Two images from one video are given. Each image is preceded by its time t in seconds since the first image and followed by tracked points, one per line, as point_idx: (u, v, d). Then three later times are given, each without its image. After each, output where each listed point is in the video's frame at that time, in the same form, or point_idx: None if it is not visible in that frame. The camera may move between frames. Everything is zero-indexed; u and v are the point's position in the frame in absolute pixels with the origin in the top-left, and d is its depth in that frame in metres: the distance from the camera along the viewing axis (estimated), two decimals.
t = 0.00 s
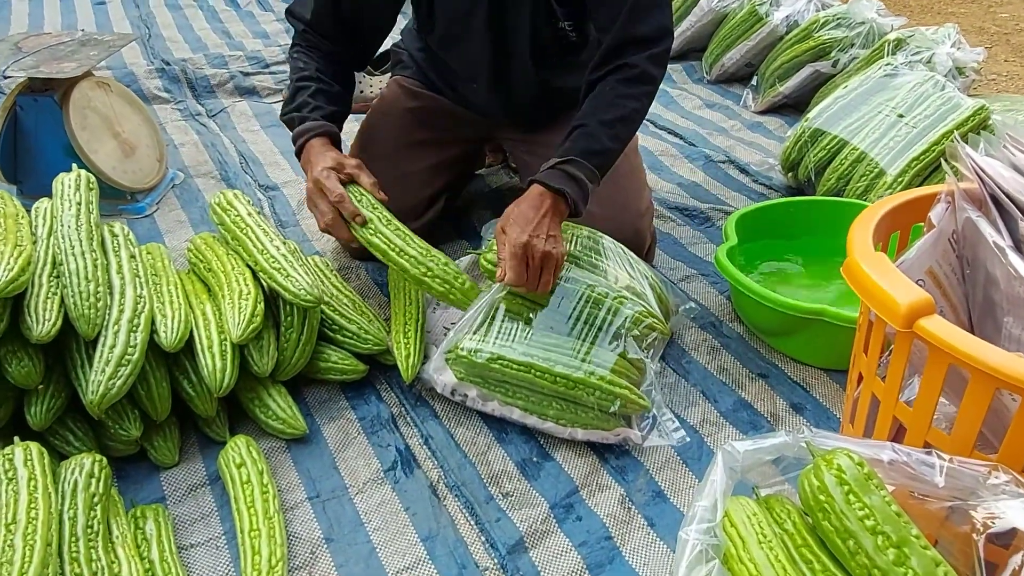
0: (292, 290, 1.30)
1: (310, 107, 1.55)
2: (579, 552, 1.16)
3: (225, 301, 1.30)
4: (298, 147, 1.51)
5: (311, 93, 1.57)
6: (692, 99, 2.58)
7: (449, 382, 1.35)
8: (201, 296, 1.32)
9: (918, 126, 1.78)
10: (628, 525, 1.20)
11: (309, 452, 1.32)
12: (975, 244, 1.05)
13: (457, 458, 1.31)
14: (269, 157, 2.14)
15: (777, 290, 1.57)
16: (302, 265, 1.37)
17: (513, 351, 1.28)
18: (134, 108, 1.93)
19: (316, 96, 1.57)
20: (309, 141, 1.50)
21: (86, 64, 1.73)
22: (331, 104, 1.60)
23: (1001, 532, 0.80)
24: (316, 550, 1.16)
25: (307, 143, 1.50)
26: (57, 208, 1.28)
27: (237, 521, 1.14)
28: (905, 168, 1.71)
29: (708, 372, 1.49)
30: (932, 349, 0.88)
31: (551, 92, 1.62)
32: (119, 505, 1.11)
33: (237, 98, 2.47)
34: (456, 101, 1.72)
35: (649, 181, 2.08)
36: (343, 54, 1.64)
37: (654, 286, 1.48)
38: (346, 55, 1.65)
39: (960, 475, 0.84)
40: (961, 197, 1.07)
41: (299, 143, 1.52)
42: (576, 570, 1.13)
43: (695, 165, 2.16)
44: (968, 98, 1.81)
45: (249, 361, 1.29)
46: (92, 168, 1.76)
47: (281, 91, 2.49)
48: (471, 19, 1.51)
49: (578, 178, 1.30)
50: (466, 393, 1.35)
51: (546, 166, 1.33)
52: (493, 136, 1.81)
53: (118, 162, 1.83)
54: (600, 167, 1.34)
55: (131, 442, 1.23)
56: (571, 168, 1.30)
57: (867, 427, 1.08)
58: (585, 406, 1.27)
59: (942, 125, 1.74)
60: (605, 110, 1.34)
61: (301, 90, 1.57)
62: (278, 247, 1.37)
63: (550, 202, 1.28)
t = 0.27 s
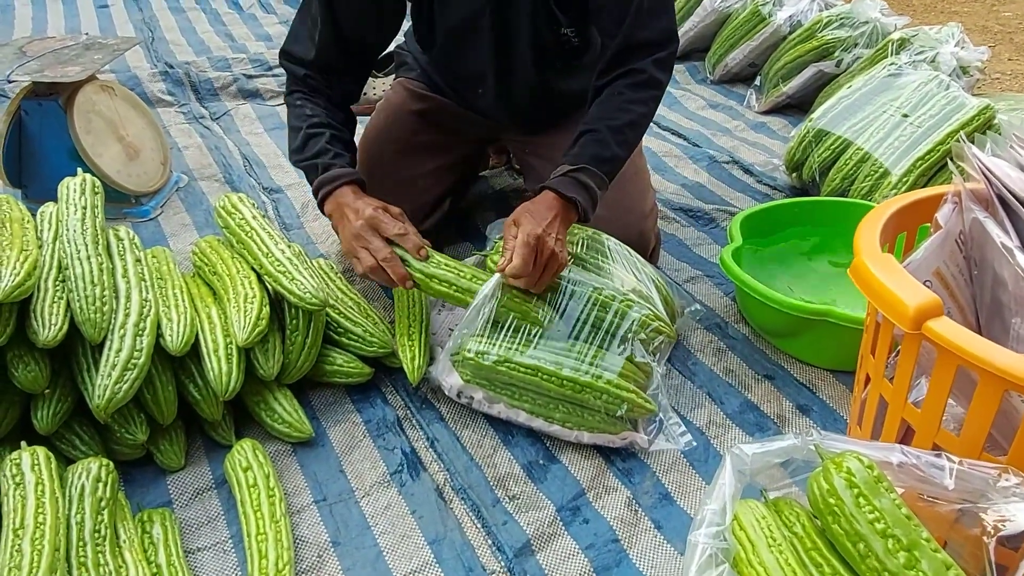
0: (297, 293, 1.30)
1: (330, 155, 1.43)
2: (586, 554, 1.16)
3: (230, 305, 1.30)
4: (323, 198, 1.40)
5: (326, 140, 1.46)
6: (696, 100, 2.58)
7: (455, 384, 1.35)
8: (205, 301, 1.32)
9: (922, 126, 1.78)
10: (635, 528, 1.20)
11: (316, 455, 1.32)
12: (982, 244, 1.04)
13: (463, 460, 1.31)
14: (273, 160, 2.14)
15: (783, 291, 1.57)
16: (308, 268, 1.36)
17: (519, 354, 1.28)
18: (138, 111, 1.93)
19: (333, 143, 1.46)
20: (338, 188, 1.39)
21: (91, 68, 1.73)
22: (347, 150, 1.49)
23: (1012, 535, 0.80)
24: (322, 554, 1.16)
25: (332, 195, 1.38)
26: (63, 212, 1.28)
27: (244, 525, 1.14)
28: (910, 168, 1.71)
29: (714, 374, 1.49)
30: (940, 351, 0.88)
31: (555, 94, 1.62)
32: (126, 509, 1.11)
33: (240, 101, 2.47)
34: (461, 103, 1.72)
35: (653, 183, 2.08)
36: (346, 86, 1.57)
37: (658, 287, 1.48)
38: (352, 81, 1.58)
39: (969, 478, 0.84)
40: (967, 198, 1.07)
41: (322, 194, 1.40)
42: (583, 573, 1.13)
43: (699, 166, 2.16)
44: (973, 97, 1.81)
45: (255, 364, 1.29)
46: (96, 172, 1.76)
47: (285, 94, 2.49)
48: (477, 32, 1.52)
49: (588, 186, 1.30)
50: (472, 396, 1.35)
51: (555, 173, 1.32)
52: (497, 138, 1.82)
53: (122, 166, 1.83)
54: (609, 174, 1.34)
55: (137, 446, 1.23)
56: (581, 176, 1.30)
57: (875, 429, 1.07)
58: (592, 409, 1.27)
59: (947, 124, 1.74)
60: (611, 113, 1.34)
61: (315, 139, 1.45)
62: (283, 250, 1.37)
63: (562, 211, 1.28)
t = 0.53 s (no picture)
0: (302, 295, 1.30)
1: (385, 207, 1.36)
2: (591, 556, 1.15)
3: (236, 306, 1.30)
4: (384, 252, 1.33)
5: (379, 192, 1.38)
6: (699, 100, 2.58)
7: (461, 386, 1.35)
8: (211, 303, 1.32)
9: (927, 126, 1.77)
10: (640, 529, 1.20)
11: (321, 457, 1.32)
12: (989, 246, 1.04)
13: (468, 462, 1.31)
14: (276, 161, 2.15)
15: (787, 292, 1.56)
16: (313, 270, 1.37)
17: (528, 354, 1.28)
18: (142, 113, 1.93)
19: (387, 194, 1.39)
20: (400, 242, 1.32)
21: (96, 69, 1.74)
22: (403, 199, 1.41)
23: (1020, 538, 0.80)
24: (328, 555, 1.16)
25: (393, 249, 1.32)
26: (68, 214, 1.28)
27: (249, 526, 1.14)
28: (915, 169, 1.70)
29: (718, 375, 1.49)
30: (947, 353, 0.88)
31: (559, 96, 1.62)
32: (132, 511, 1.11)
33: (244, 101, 2.47)
34: (467, 106, 1.73)
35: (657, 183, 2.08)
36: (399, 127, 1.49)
37: (662, 287, 1.48)
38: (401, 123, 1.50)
39: (978, 481, 0.83)
40: (974, 200, 1.07)
41: (382, 250, 1.33)
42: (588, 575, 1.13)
43: (703, 167, 2.16)
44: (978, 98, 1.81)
45: (260, 366, 1.29)
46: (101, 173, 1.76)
47: (289, 95, 2.50)
48: (484, 43, 1.52)
49: (590, 190, 1.31)
50: (479, 397, 1.35)
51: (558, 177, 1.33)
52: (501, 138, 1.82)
53: (127, 167, 1.83)
54: (611, 177, 1.35)
55: (143, 447, 1.23)
56: (585, 179, 1.31)
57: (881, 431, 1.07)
58: (600, 410, 1.27)
59: (951, 125, 1.74)
60: (616, 117, 1.35)
61: (369, 192, 1.37)
62: (288, 251, 1.37)
63: (564, 213, 1.29)
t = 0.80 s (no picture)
0: (305, 294, 1.30)
1: (373, 190, 1.38)
2: (593, 556, 1.16)
3: (239, 306, 1.31)
4: (369, 234, 1.36)
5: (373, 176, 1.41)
6: (702, 101, 2.58)
7: (464, 387, 1.34)
8: (213, 303, 1.32)
9: (929, 128, 1.78)
10: (642, 529, 1.20)
11: (323, 456, 1.32)
12: (991, 248, 1.04)
13: (471, 462, 1.31)
14: (280, 161, 2.15)
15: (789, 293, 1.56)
16: (315, 269, 1.37)
17: (530, 356, 1.28)
18: (146, 113, 1.93)
19: (379, 176, 1.41)
20: (382, 225, 1.35)
21: (100, 70, 1.74)
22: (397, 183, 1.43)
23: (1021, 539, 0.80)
24: (330, 554, 1.16)
25: (376, 230, 1.35)
26: (72, 214, 1.29)
27: (252, 525, 1.15)
28: (918, 170, 1.71)
29: (720, 375, 1.49)
30: (949, 355, 0.88)
31: (561, 97, 1.65)
32: (135, 510, 1.12)
33: (247, 102, 2.48)
34: (467, 105, 1.72)
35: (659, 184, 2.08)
36: (401, 119, 1.49)
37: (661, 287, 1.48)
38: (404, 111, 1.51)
39: (980, 483, 0.83)
40: (976, 201, 1.07)
41: (368, 232, 1.36)
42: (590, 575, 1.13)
43: (706, 168, 2.16)
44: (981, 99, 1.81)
45: (262, 365, 1.29)
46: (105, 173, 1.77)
47: (292, 95, 2.50)
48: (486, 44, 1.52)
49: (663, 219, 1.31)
50: (482, 398, 1.34)
51: (631, 207, 1.31)
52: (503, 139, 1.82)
53: (131, 167, 1.84)
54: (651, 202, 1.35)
55: (146, 446, 1.24)
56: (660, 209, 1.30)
57: (883, 433, 1.07)
58: (602, 410, 1.27)
59: (954, 126, 1.74)
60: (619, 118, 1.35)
61: (362, 175, 1.40)
62: (291, 251, 1.38)
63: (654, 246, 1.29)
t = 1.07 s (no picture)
0: (307, 294, 1.30)
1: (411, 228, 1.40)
2: (593, 557, 1.16)
3: (241, 306, 1.31)
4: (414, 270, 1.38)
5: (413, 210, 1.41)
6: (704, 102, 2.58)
7: (466, 388, 1.34)
8: (215, 303, 1.33)
9: (932, 129, 1.78)
10: (643, 530, 1.20)
11: (325, 456, 1.33)
12: (994, 249, 1.04)
13: (472, 462, 1.31)
14: (282, 161, 2.15)
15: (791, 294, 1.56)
16: (317, 269, 1.37)
17: (533, 358, 1.28)
18: (148, 113, 1.94)
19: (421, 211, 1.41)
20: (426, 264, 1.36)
21: (103, 70, 1.74)
22: (440, 213, 1.43)
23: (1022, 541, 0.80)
24: (331, 554, 1.16)
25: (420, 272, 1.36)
26: (75, 214, 1.29)
27: (254, 525, 1.15)
28: (920, 172, 1.70)
29: (722, 376, 1.49)
30: (951, 356, 0.88)
31: (564, 99, 1.64)
32: (137, 509, 1.12)
33: (250, 102, 2.48)
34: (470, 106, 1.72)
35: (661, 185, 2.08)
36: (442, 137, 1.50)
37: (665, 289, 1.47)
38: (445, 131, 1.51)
39: (981, 485, 0.83)
40: (979, 202, 1.07)
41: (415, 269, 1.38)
42: None
43: (708, 168, 2.16)
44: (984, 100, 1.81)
45: (264, 365, 1.29)
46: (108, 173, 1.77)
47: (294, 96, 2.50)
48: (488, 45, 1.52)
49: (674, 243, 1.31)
50: (484, 399, 1.34)
51: (639, 230, 1.31)
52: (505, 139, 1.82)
53: (134, 167, 1.84)
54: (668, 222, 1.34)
55: (148, 446, 1.24)
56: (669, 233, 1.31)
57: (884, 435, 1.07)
58: (604, 412, 1.27)
59: (957, 127, 1.74)
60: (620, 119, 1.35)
61: (402, 210, 1.41)
62: (294, 251, 1.38)
63: (657, 272, 1.29)
